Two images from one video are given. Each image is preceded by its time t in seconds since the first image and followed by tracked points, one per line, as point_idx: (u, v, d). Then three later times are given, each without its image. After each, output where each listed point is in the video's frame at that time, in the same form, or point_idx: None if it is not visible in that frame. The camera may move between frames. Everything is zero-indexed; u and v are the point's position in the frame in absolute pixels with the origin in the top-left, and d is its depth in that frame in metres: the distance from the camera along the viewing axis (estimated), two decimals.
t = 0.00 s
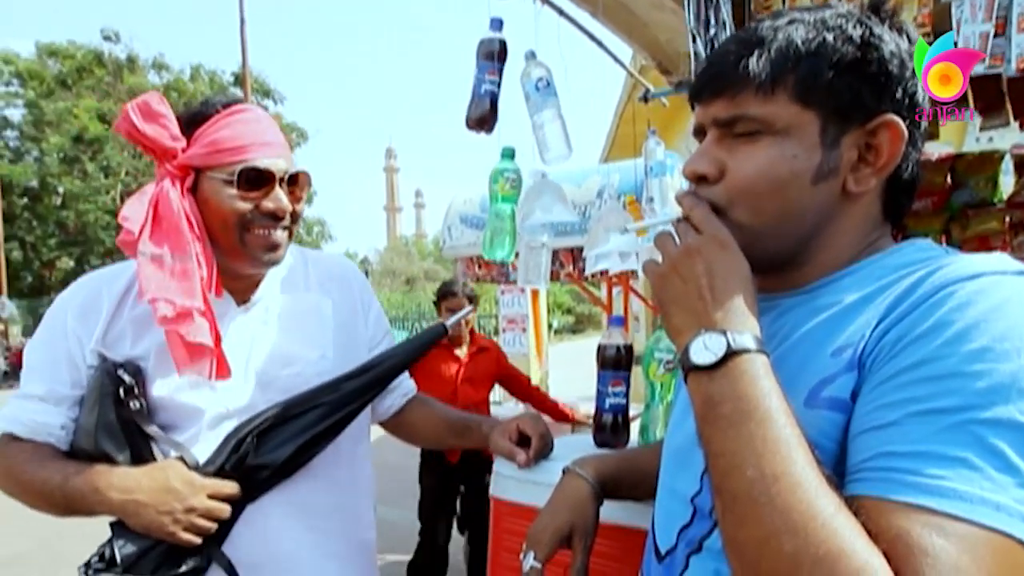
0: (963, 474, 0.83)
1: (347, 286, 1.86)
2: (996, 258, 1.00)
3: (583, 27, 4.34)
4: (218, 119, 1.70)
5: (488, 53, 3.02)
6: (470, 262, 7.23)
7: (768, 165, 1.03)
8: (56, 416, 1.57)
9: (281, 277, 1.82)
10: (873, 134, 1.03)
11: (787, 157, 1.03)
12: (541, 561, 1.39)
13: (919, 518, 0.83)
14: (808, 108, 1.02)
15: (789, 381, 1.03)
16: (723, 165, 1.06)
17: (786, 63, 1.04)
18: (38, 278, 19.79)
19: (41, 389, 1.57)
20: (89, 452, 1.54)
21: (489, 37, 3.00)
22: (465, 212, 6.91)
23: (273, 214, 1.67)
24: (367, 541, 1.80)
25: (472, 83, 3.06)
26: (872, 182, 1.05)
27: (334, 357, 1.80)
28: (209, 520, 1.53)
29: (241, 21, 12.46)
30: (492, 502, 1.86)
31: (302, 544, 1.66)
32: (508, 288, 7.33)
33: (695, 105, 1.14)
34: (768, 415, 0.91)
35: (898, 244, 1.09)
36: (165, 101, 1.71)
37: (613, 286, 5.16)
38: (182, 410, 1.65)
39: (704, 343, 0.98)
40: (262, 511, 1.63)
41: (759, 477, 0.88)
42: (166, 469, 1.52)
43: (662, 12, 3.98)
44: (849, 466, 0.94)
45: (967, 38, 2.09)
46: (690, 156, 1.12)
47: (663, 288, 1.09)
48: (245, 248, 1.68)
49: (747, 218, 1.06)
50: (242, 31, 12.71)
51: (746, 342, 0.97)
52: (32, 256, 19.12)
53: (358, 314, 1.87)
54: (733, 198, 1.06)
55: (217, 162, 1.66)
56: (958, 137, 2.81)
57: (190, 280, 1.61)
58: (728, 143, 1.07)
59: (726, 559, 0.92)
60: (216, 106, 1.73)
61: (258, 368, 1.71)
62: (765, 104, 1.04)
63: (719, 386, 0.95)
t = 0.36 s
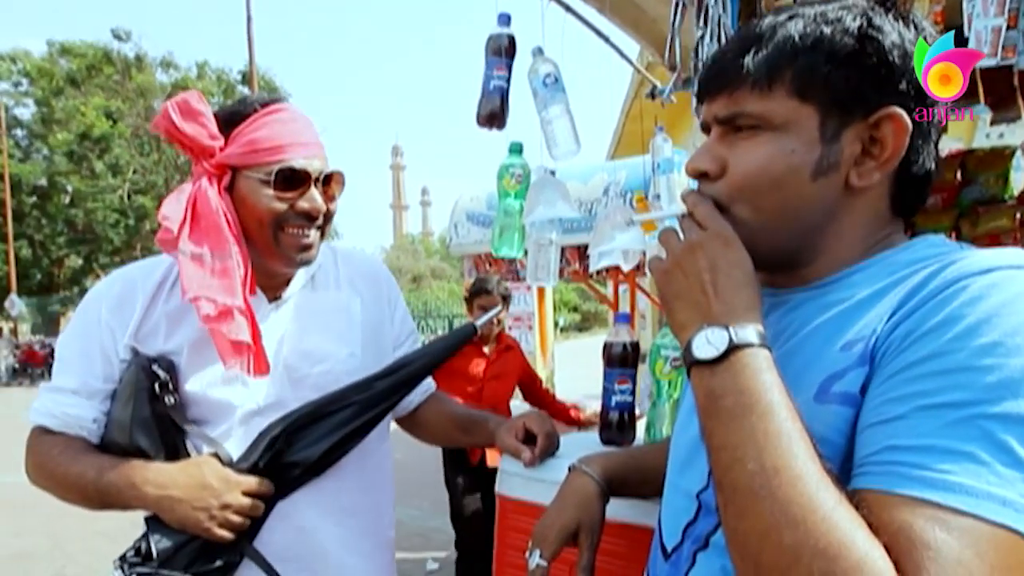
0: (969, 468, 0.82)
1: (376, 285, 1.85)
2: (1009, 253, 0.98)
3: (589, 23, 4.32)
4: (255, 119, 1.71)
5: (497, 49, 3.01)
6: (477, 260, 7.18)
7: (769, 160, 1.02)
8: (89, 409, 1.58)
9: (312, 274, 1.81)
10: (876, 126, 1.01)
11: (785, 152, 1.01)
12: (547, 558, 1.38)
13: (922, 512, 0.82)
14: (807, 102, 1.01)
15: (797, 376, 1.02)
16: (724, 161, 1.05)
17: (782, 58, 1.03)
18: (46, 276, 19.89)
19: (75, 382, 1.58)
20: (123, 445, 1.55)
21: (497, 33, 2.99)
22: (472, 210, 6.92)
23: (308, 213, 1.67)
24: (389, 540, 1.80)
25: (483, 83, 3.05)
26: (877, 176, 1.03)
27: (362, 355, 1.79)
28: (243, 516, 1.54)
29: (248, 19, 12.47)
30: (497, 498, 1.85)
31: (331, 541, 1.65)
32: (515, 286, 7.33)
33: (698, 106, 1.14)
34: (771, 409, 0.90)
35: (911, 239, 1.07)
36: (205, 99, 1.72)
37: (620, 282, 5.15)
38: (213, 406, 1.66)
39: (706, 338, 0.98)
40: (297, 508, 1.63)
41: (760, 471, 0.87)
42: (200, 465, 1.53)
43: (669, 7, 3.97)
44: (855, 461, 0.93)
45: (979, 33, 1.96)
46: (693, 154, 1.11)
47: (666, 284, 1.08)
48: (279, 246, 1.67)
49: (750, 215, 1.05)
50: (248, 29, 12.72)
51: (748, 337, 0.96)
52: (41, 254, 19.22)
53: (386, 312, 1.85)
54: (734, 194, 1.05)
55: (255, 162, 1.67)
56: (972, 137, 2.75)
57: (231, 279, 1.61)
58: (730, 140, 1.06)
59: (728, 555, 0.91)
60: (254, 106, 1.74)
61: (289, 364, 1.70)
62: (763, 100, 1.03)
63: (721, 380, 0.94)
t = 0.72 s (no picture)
0: (979, 469, 0.80)
1: (385, 284, 1.81)
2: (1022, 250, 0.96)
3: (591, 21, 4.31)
4: (257, 125, 1.69)
5: (499, 46, 3.00)
6: (480, 259, 7.16)
7: (771, 158, 1.00)
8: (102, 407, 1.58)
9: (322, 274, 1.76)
10: (880, 122, 0.99)
11: (787, 151, 1.00)
12: (551, 561, 1.37)
13: (930, 514, 0.80)
14: (809, 99, 0.99)
15: (803, 375, 1.01)
16: (727, 160, 1.04)
17: (783, 55, 1.01)
18: (52, 276, 19.94)
19: (88, 380, 1.59)
20: (136, 442, 1.56)
21: (499, 31, 2.98)
22: (474, 209, 6.91)
23: (317, 215, 1.66)
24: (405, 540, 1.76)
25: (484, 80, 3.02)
26: (882, 173, 1.01)
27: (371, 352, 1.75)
28: (256, 510, 1.54)
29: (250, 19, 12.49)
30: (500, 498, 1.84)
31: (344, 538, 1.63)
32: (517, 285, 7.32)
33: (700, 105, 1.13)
34: (773, 408, 0.89)
35: (920, 237, 1.05)
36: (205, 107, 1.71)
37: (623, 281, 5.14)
38: (224, 403, 1.64)
39: (707, 338, 0.96)
40: (309, 504, 1.61)
41: (762, 471, 0.86)
42: (215, 461, 1.53)
43: (672, 5, 3.95)
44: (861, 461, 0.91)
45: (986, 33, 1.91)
46: (696, 153, 1.10)
47: (666, 283, 1.06)
48: (292, 249, 1.66)
49: (753, 215, 1.03)
50: (251, 29, 12.73)
51: (750, 336, 0.94)
52: (46, 254, 19.27)
53: (395, 310, 1.82)
54: (737, 193, 1.03)
55: (262, 168, 1.66)
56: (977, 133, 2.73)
57: (249, 289, 1.62)
58: (733, 138, 1.05)
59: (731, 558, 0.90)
60: (255, 110, 1.72)
61: (298, 361, 1.67)
62: (764, 98, 1.02)
63: (721, 380, 0.93)
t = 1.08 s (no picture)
0: (997, 471, 0.79)
1: (389, 279, 1.78)
2: None
3: (594, 17, 4.29)
4: (273, 118, 1.69)
5: (501, 42, 2.98)
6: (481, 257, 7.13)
7: (776, 157, 0.99)
8: (107, 402, 1.59)
9: (328, 273, 1.76)
10: (890, 118, 0.98)
11: (795, 148, 0.98)
12: (554, 561, 1.34)
13: (947, 518, 0.79)
14: (815, 95, 0.98)
15: (813, 373, 0.99)
16: (733, 158, 1.02)
17: (789, 51, 1.00)
18: (53, 274, 19.95)
19: (94, 374, 1.59)
20: (138, 437, 1.55)
21: (501, 27, 2.96)
22: (476, 207, 6.90)
23: (324, 212, 1.65)
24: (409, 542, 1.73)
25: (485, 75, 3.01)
26: (891, 169, 0.99)
27: (375, 350, 1.72)
28: (253, 506, 1.52)
29: (252, 17, 12.50)
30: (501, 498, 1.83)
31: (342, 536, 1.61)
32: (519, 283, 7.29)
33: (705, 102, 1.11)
34: (773, 409, 0.88)
35: (931, 234, 1.04)
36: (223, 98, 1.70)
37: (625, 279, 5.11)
38: (225, 399, 1.63)
39: (702, 340, 0.94)
40: (307, 502, 1.60)
41: (766, 476, 0.84)
42: (213, 456, 1.51)
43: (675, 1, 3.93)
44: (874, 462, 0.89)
45: (994, 29, 1.88)
46: (700, 152, 1.08)
47: (658, 287, 1.03)
48: (295, 244, 1.65)
49: (759, 213, 1.01)
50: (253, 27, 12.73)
51: (744, 337, 0.93)
52: (47, 251, 19.27)
53: (403, 307, 1.77)
54: (743, 191, 1.02)
55: (272, 161, 1.65)
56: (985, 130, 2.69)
57: (218, 286, 1.59)
58: (738, 135, 1.03)
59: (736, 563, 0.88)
60: (272, 105, 1.72)
61: (299, 360, 1.66)
62: (770, 95, 1.00)
63: (721, 382, 0.91)
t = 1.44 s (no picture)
0: None
1: (407, 289, 1.73)
2: None
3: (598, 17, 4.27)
4: (291, 120, 1.68)
5: (505, 41, 2.95)
6: (481, 257, 7.09)
7: (788, 174, 0.97)
8: (117, 399, 1.57)
9: (343, 278, 1.73)
10: (899, 118, 0.95)
11: (806, 162, 0.97)
12: (562, 566, 1.31)
13: (1006, 543, 0.78)
14: (819, 107, 0.96)
15: (841, 381, 0.97)
16: (744, 177, 1.00)
17: (784, 67, 0.97)
18: (53, 274, 19.92)
19: (105, 371, 1.58)
20: (146, 436, 1.52)
21: (504, 25, 2.93)
22: (477, 207, 6.88)
23: (340, 215, 1.64)
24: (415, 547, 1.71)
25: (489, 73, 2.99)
26: (908, 169, 0.97)
27: (388, 358, 1.68)
28: (258, 509, 1.49)
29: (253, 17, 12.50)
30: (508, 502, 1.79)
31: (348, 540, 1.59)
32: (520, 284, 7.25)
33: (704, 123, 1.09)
34: (791, 442, 0.85)
35: (955, 232, 1.02)
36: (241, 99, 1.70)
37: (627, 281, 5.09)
38: (235, 401, 1.61)
39: (703, 369, 0.91)
40: (312, 506, 1.58)
41: (798, 514, 0.82)
42: (220, 457, 1.49)
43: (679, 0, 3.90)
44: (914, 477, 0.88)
45: (1006, 26, 1.86)
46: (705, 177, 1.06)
47: (641, 313, 1.00)
48: (311, 248, 1.64)
49: (776, 228, 0.99)
50: (254, 28, 12.74)
51: (746, 363, 0.91)
52: (47, 252, 19.22)
53: (420, 314, 1.73)
54: (759, 210, 0.99)
55: (289, 163, 1.64)
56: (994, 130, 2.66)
57: (234, 289, 1.58)
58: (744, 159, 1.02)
59: None
60: (291, 107, 1.72)
61: (312, 364, 1.63)
62: (772, 112, 0.98)
63: (730, 415, 0.88)
